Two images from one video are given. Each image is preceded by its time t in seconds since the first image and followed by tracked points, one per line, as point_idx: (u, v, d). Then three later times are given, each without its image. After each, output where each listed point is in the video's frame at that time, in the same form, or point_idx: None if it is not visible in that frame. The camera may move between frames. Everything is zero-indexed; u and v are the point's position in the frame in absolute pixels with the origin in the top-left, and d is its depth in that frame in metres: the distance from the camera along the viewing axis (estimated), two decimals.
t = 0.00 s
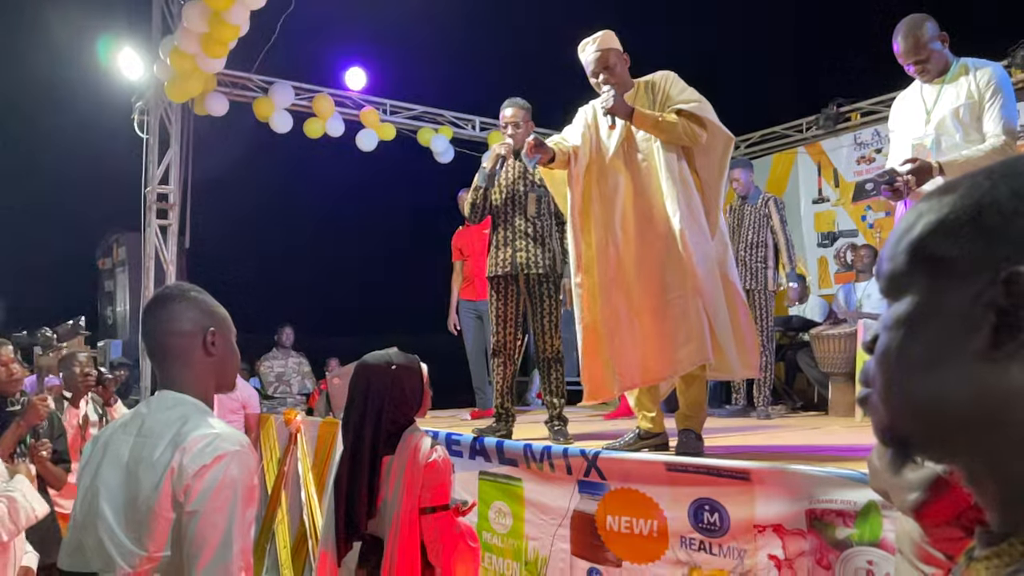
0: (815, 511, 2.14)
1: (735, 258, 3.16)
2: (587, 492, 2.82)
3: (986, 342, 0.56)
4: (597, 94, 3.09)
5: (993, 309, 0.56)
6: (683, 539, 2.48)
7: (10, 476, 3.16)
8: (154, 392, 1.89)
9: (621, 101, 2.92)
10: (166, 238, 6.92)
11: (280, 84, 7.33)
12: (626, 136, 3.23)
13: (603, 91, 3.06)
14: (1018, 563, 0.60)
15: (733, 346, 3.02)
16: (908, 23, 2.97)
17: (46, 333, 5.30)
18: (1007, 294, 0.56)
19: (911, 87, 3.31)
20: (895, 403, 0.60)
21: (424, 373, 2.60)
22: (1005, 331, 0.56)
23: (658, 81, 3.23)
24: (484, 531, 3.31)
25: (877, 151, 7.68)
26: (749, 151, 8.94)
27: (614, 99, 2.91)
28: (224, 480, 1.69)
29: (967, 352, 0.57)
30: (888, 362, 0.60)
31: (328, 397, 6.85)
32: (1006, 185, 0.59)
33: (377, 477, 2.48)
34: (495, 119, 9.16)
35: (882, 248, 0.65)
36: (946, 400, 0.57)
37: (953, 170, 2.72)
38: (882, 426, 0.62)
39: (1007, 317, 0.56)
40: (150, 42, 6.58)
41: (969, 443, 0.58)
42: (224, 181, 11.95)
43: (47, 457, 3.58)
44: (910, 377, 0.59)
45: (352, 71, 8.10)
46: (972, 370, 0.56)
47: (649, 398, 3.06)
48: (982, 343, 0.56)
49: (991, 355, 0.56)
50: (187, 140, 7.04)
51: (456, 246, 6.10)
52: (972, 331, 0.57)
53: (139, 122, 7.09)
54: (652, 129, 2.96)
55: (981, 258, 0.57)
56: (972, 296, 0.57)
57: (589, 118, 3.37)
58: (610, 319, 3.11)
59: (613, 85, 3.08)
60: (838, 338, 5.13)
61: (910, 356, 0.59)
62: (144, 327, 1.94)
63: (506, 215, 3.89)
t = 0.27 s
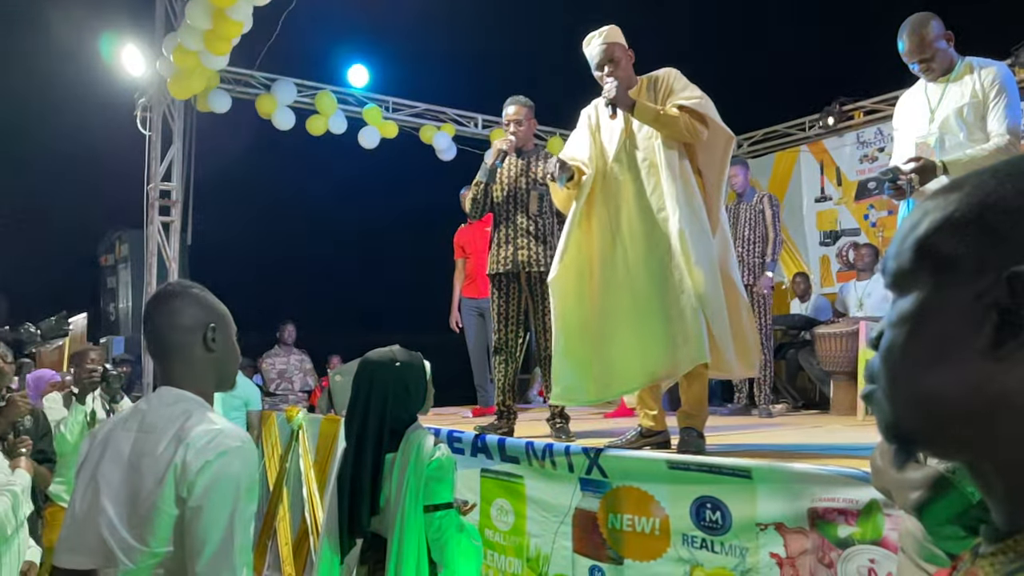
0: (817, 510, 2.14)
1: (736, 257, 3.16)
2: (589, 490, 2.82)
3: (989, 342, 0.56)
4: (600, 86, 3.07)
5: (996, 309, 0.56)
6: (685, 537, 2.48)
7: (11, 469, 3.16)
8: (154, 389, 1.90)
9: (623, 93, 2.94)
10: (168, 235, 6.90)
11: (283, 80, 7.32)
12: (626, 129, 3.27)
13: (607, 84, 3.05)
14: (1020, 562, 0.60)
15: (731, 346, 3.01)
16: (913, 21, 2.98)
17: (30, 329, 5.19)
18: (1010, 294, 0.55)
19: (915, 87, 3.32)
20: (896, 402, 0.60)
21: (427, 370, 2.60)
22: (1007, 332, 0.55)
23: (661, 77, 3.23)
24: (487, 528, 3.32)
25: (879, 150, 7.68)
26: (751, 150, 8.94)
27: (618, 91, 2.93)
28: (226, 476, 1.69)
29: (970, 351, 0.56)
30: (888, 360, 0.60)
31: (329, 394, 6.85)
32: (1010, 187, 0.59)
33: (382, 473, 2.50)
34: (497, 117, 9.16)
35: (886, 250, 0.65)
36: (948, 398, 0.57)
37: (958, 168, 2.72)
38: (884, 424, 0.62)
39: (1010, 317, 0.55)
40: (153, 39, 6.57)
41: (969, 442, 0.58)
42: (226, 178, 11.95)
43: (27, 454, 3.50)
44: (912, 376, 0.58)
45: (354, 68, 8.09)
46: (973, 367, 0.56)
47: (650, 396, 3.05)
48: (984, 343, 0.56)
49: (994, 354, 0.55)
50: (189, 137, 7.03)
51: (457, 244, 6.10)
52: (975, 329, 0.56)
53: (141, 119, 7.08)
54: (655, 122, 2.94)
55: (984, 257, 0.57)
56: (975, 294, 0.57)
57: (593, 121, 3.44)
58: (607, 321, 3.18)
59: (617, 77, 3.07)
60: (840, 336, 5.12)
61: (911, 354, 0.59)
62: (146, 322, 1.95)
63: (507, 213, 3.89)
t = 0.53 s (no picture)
0: (819, 511, 2.14)
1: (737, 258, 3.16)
2: (591, 490, 2.82)
3: (991, 340, 0.56)
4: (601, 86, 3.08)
5: (999, 307, 0.56)
6: (688, 537, 2.47)
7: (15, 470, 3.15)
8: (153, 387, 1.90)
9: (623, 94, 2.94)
10: (171, 235, 6.91)
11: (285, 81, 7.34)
12: (626, 129, 3.28)
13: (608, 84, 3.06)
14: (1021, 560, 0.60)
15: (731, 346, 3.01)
16: (918, 22, 2.97)
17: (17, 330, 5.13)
18: (1013, 293, 0.55)
19: (918, 88, 3.31)
20: (900, 398, 0.59)
21: (429, 370, 2.61)
22: (1008, 332, 0.56)
23: (663, 76, 3.23)
24: (490, 528, 3.33)
25: (882, 151, 7.69)
26: (753, 151, 8.95)
27: (616, 91, 2.93)
28: (236, 473, 1.72)
29: (970, 350, 0.56)
30: (893, 358, 0.60)
31: (331, 394, 6.85)
32: (1013, 184, 0.59)
33: (384, 474, 2.49)
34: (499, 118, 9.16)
35: (890, 248, 0.65)
36: (952, 396, 0.57)
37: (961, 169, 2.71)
38: (886, 420, 0.62)
39: (1012, 317, 0.55)
40: (156, 39, 6.59)
41: (970, 438, 0.58)
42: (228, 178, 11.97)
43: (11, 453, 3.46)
44: (915, 374, 0.58)
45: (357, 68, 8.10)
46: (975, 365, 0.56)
47: (652, 395, 3.06)
48: (986, 342, 0.56)
49: (996, 352, 0.56)
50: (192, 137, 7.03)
51: (459, 244, 6.11)
52: (978, 328, 0.57)
53: (143, 118, 7.08)
54: (654, 122, 2.95)
55: (986, 255, 0.57)
56: (977, 292, 0.57)
57: (597, 124, 3.46)
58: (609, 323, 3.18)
59: (618, 78, 3.08)
60: (842, 337, 5.12)
61: (915, 352, 0.59)
62: (143, 321, 1.94)
63: (508, 213, 3.88)
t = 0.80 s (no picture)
0: (815, 512, 2.14)
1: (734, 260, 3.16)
2: (587, 491, 2.82)
3: (988, 338, 0.55)
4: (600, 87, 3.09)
5: (998, 305, 0.55)
6: (683, 538, 2.47)
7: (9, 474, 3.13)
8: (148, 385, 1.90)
9: (621, 96, 2.94)
10: (168, 233, 6.90)
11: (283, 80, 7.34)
12: (625, 131, 3.29)
13: (606, 85, 3.06)
14: (1018, 558, 0.59)
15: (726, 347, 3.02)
16: (917, 25, 2.98)
17: None
18: (1011, 291, 0.55)
19: (917, 91, 3.33)
20: (897, 395, 0.59)
21: (425, 370, 2.62)
22: (1008, 330, 0.55)
23: (662, 78, 3.24)
24: (486, 529, 3.32)
25: (879, 154, 7.72)
26: (751, 153, 8.98)
27: (615, 94, 2.93)
28: (234, 468, 1.72)
29: (967, 348, 0.56)
30: (891, 354, 0.60)
31: (328, 394, 6.85)
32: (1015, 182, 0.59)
33: (381, 473, 2.47)
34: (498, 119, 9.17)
35: (889, 245, 0.65)
36: (949, 395, 0.56)
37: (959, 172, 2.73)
38: (881, 416, 0.62)
39: (1011, 315, 0.55)
40: (154, 37, 6.58)
41: (966, 438, 0.57)
42: (226, 177, 11.96)
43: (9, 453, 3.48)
44: (911, 371, 0.58)
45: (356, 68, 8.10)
46: (970, 363, 0.56)
47: (648, 396, 3.06)
48: (984, 340, 0.55)
49: (994, 348, 0.55)
50: (189, 135, 7.03)
51: (457, 244, 6.12)
52: (976, 324, 0.56)
53: (141, 117, 7.08)
54: (651, 124, 2.96)
55: (986, 253, 0.57)
56: (975, 289, 0.56)
57: (597, 127, 3.48)
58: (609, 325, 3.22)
59: (616, 79, 3.09)
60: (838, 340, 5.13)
61: (912, 351, 0.58)
62: (138, 318, 1.94)
63: (506, 213, 3.89)
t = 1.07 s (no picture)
0: (808, 510, 2.15)
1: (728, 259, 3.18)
2: (581, 489, 2.83)
3: (978, 331, 0.56)
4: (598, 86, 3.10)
5: (987, 298, 0.56)
6: (678, 536, 2.48)
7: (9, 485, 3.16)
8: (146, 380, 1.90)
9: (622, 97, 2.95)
10: (163, 231, 6.88)
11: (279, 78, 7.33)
12: (621, 130, 3.30)
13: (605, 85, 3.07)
14: (1008, 550, 0.60)
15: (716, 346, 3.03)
16: (914, 25, 2.98)
17: None
18: (1000, 285, 0.55)
19: (914, 91, 3.33)
20: (889, 389, 0.59)
21: (418, 366, 2.62)
22: (997, 324, 0.55)
23: (661, 77, 3.24)
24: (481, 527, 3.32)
25: (875, 155, 7.75)
26: (747, 153, 9.01)
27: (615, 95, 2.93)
28: (228, 466, 1.72)
29: (958, 342, 0.56)
30: (881, 349, 0.60)
31: (323, 392, 6.82)
32: (1004, 179, 0.60)
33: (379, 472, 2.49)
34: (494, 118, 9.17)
35: (881, 239, 0.65)
36: (942, 389, 0.57)
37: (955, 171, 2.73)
38: (871, 409, 0.62)
39: (1000, 308, 0.55)
40: (150, 34, 6.56)
41: (959, 431, 0.58)
42: (222, 176, 11.93)
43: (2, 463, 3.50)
44: (902, 365, 0.58)
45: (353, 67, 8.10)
46: (960, 357, 0.56)
47: (643, 394, 3.06)
48: (974, 333, 0.56)
49: (982, 343, 0.55)
50: (185, 133, 7.01)
51: (453, 243, 6.13)
52: (964, 319, 0.56)
53: (137, 114, 7.06)
54: (650, 124, 2.96)
55: (979, 247, 0.57)
56: (965, 282, 0.57)
57: (594, 125, 3.48)
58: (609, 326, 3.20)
59: (614, 78, 3.10)
60: (833, 339, 5.14)
61: (903, 345, 0.58)
62: (138, 313, 1.95)
63: (502, 212, 3.89)
